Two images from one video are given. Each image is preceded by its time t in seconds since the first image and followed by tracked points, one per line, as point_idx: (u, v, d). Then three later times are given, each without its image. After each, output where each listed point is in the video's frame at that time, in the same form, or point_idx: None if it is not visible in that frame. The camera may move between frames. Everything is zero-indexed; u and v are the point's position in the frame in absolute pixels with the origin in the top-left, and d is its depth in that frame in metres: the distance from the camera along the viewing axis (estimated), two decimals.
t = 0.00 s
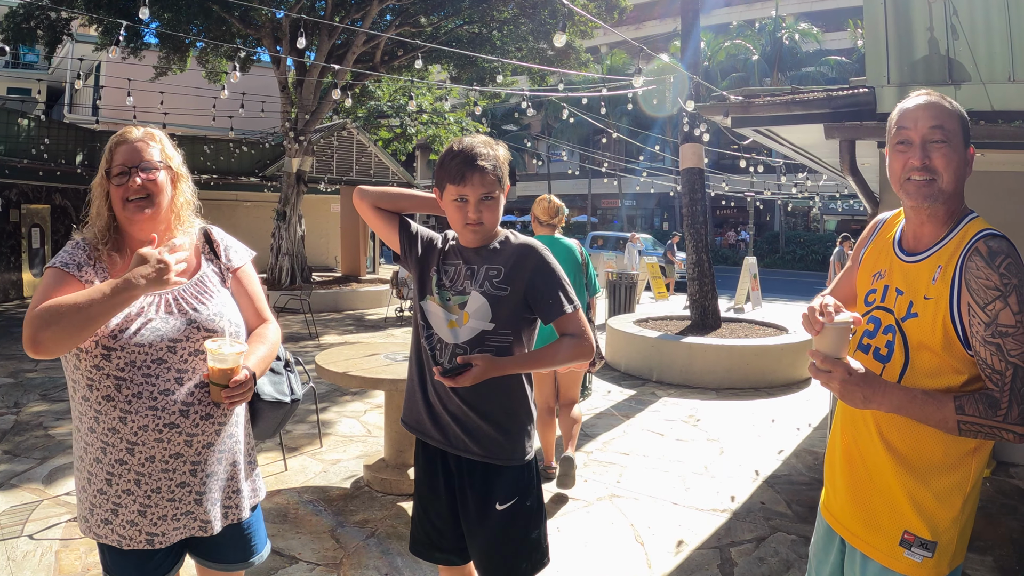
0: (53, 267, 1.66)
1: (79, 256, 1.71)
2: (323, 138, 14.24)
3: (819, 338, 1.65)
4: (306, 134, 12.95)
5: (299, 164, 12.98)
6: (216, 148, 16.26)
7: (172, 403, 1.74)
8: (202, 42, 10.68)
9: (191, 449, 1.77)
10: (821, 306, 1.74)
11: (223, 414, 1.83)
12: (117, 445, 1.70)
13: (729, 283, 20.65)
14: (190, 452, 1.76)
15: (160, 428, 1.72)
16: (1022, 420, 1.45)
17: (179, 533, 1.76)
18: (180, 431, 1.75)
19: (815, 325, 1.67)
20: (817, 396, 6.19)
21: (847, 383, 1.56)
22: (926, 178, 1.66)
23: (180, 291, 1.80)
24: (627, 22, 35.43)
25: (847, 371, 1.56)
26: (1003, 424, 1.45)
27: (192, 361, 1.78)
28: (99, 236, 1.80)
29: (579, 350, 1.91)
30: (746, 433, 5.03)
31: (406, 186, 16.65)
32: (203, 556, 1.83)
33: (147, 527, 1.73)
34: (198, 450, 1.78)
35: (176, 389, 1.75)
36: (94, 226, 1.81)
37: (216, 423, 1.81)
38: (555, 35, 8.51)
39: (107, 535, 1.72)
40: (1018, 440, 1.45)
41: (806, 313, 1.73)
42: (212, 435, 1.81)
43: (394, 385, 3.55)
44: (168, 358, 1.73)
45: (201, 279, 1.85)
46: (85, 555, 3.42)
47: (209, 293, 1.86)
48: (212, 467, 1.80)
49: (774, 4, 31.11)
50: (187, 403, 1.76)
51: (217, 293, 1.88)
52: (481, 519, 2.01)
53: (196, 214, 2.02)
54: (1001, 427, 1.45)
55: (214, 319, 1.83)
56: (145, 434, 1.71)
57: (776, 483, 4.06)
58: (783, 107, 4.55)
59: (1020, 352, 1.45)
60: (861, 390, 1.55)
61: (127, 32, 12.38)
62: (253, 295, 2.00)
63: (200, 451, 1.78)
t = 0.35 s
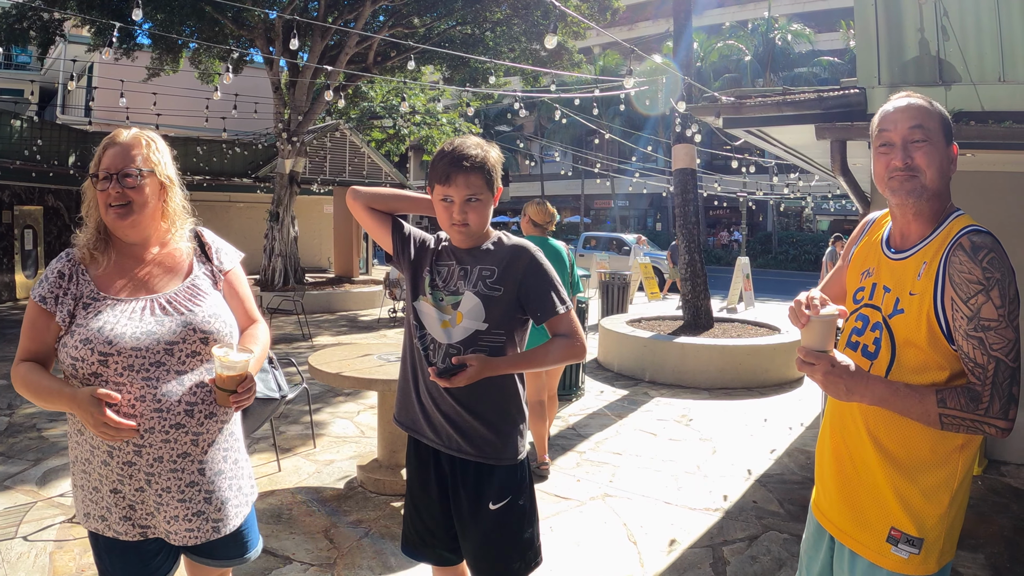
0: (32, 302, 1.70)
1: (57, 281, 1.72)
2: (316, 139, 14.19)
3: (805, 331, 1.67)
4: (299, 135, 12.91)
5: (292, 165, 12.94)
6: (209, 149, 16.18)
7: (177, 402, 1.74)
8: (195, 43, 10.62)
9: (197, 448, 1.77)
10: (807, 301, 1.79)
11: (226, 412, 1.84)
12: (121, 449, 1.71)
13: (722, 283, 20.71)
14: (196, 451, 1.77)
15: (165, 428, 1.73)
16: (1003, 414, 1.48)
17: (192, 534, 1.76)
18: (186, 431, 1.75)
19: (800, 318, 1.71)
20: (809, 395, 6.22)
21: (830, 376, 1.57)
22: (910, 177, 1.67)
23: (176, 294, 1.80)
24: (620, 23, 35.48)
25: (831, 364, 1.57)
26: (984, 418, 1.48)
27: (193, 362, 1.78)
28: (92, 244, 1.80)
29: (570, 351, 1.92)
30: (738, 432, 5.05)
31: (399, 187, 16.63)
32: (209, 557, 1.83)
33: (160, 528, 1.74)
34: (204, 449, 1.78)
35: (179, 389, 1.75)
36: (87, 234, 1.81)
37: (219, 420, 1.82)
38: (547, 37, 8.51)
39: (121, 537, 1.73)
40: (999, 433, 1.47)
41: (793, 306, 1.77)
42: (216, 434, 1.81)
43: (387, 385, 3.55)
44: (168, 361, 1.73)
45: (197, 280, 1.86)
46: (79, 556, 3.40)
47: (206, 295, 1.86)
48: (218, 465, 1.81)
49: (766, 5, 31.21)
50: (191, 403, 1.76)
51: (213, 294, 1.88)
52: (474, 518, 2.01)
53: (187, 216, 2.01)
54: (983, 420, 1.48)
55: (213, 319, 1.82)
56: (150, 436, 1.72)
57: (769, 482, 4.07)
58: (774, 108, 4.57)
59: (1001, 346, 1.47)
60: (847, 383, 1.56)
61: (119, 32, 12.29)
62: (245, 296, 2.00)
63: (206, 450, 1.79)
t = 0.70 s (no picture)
0: (23, 304, 1.74)
1: (44, 282, 1.75)
2: (309, 139, 14.16)
3: (792, 333, 1.69)
4: (293, 136, 12.88)
5: (286, 166, 12.91)
6: (203, 149, 16.12)
7: (151, 408, 1.73)
8: (189, 43, 10.59)
9: (173, 454, 1.75)
10: (792, 303, 1.81)
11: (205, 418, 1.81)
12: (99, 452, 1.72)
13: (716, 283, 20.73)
14: (172, 457, 1.75)
15: (140, 433, 1.72)
16: (988, 414, 1.47)
17: (168, 540, 1.75)
18: (161, 437, 1.74)
19: (786, 320, 1.72)
20: (801, 395, 6.24)
21: (815, 378, 1.58)
22: (896, 181, 1.67)
23: (154, 297, 1.78)
24: (614, 23, 35.53)
25: (815, 366, 1.59)
26: (968, 418, 1.48)
27: (170, 368, 1.76)
28: (80, 246, 1.82)
29: (557, 356, 1.91)
30: (731, 433, 5.06)
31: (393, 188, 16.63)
32: (194, 560, 1.82)
33: (136, 532, 1.73)
34: (180, 456, 1.76)
35: (155, 395, 1.73)
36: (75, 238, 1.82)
37: (197, 428, 1.80)
38: (539, 38, 8.50)
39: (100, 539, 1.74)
40: (984, 434, 1.47)
41: (778, 308, 1.78)
42: (194, 440, 1.79)
43: (380, 387, 3.55)
44: (145, 366, 1.72)
45: (178, 284, 1.84)
46: (73, 558, 3.38)
47: (188, 299, 1.84)
48: (195, 472, 1.78)
49: (760, 5, 31.30)
50: (166, 409, 1.74)
51: (196, 299, 1.85)
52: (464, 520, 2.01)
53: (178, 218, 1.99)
54: (967, 421, 1.48)
55: (192, 324, 1.80)
56: (125, 441, 1.71)
57: (762, 483, 4.08)
58: (767, 108, 4.60)
59: (986, 347, 1.47)
60: (832, 385, 1.57)
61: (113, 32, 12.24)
62: (235, 299, 1.97)
63: (183, 457, 1.77)
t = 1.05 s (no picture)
0: (13, 305, 1.77)
1: (33, 282, 1.78)
2: (305, 140, 14.13)
3: (781, 334, 1.69)
4: (289, 137, 12.86)
5: (281, 167, 12.89)
6: (198, 150, 16.09)
7: (128, 413, 1.71)
8: (184, 44, 10.57)
9: (150, 459, 1.74)
10: (781, 303, 1.82)
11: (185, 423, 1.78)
12: (80, 454, 1.73)
13: (712, 283, 20.75)
14: (149, 462, 1.74)
15: (117, 437, 1.71)
16: (978, 417, 1.47)
17: (145, 546, 1.73)
18: (137, 442, 1.72)
19: (775, 320, 1.73)
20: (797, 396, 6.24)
21: (807, 379, 1.57)
22: (884, 182, 1.68)
23: (133, 300, 1.77)
24: (610, 24, 35.57)
25: (807, 367, 1.58)
26: (958, 421, 1.48)
27: (149, 372, 1.74)
28: (69, 248, 1.84)
29: (546, 359, 1.90)
30: (726, 433, 5.07)
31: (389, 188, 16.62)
32: (177, 564, 1.81)
33: (114, 533, 1.73)
34: (158, 460, 1.74)
35: (132, 399, 1.72)
36: (64, 239, 1.84)
37: (176, 433, 1.77)
38: (533, 39, 8.49)
39: (83, 540, 1.76)
40: (974, 437, 1.47)
41: (768, 309, 1.79)
42: (173, 446, 1.77)
43: (374, 388, 3.54)
44: (121, 369, 1.71)
45: (160, 288, 1.81)
46: (66, 560, 3.35)
47: (170, 301, 1.81)
48: (173, 478, 1.76)
49: (757, 6, 31.35)
50: (143, 413, 1.73)
51: (179, 302, 1.83)
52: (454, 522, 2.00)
53: (169, 219, 1.98)
54: (957, 424, 1.48)
55: (169, 327, 1.77)
56: (102, 444, 1.71)
57: (757, 484, 4.08)
58: (762, 109, 4.64)
59: (976, 350, 1.47)
60: (822, 386, 1.56)
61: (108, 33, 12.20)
62: (225, 302, 1.94)
63: (160, 462, 1.75)
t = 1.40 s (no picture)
0: (12, 303, 1.81)
1: (30, 281, 1.81)
2: (303, 140, 14.13)
3: (771, 332, 1.70)
4: (287, 137, 12.87)
5: (279, 167, 12.90)
6: (197, 150, 16.09)
7: (117, 412, 1.71)
8: (183, 44, 10.55)
9: (139, 459, 1.73)
10: (774, 300, 1.83)
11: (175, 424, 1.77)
12: (73, 452, 1.74)
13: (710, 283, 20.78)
14: (139, 462, 1.73)
15: (106, 436, 1.71)
16: (970, 419, 1.49)
17: (135, 546, 1.74)
18: (126, 441, 1.72)
19: (765, 318, 1.74)
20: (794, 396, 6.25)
21: (801, 378, 1.56)
22: (875, 180, 1.68)
23: (124, 299, 1.77)
24: (608, 24, 35.62)
25: (801, 367, 1.57)
26: (951, 422, 1.49)
27: (138, 372, 1.74)
28: (66, 246, 1.86)
29: (544, 358, 1.91)
30: (724, 433, 5.08)
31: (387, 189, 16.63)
32: (172, 563, 1.82)
33: (105, 533, 1.73)
34: (147, 460, 1.74)
35: (121, 399, 1.72)
36: (62, 238, 1.86)
37: (165, 433, 1.76)
38: (530, 39, 8.50)
39: (78, 538, 1.77)
40: (965, 437, 1.48)
41: (760, 306, 1.80)
42: (163, 446, 1.76)
43: (372, 388, 3.54)
44: (110, 369, 1.71)
45: (152, 286, 1.81)
46: (64, 559, 3.35)
47: (161, 300, 1.81)
48: (163, 478, 1.75)
49: (755, 7, 31.41)
50: (132, 413, 1.73)
51: (171, 301, 1.82)
52: (452, 520, 2.01)
53: (167, 218, 1.97)
54: (949, 425, 1.49)
55: (158, 327, 1.76)
56: (93, 443, 1.72)
57: (754, 483, 4.09)
58: (759, 110, 4.67)
59: (968, 352, 1.48)
60: (817, 385, 1.56)
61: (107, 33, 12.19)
62: (221, 301, 1.93)
63: (150, 462, 1.74)
